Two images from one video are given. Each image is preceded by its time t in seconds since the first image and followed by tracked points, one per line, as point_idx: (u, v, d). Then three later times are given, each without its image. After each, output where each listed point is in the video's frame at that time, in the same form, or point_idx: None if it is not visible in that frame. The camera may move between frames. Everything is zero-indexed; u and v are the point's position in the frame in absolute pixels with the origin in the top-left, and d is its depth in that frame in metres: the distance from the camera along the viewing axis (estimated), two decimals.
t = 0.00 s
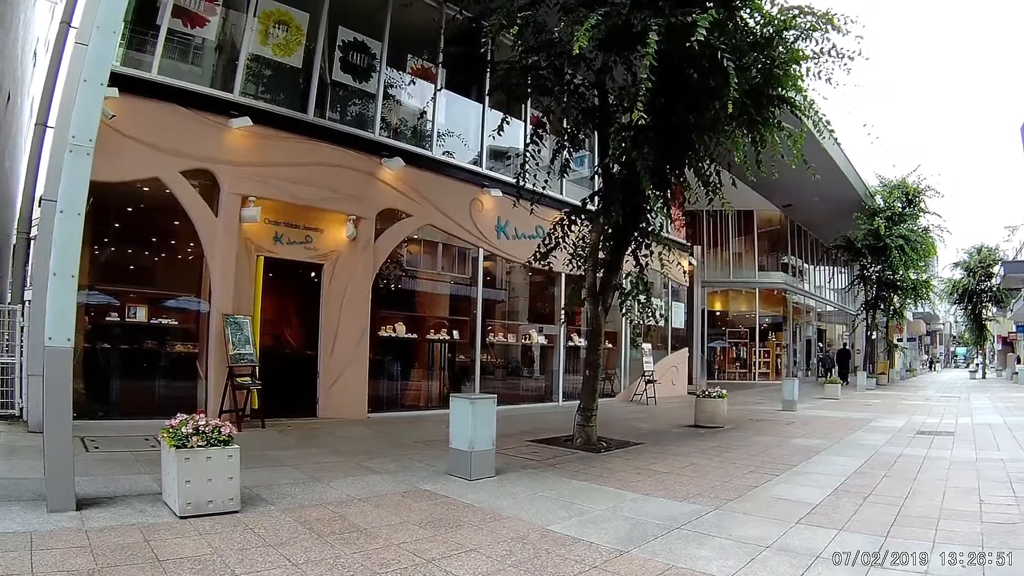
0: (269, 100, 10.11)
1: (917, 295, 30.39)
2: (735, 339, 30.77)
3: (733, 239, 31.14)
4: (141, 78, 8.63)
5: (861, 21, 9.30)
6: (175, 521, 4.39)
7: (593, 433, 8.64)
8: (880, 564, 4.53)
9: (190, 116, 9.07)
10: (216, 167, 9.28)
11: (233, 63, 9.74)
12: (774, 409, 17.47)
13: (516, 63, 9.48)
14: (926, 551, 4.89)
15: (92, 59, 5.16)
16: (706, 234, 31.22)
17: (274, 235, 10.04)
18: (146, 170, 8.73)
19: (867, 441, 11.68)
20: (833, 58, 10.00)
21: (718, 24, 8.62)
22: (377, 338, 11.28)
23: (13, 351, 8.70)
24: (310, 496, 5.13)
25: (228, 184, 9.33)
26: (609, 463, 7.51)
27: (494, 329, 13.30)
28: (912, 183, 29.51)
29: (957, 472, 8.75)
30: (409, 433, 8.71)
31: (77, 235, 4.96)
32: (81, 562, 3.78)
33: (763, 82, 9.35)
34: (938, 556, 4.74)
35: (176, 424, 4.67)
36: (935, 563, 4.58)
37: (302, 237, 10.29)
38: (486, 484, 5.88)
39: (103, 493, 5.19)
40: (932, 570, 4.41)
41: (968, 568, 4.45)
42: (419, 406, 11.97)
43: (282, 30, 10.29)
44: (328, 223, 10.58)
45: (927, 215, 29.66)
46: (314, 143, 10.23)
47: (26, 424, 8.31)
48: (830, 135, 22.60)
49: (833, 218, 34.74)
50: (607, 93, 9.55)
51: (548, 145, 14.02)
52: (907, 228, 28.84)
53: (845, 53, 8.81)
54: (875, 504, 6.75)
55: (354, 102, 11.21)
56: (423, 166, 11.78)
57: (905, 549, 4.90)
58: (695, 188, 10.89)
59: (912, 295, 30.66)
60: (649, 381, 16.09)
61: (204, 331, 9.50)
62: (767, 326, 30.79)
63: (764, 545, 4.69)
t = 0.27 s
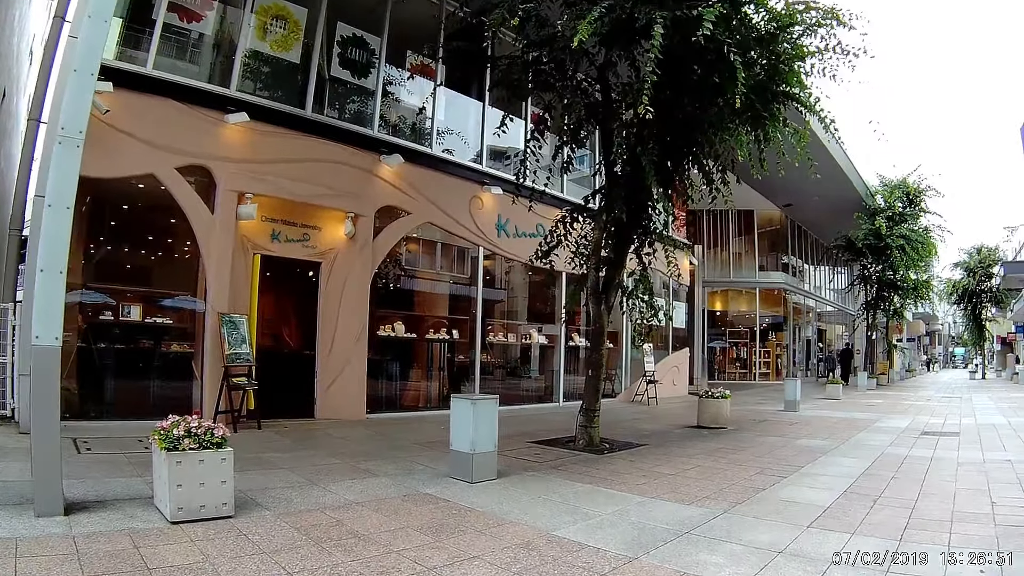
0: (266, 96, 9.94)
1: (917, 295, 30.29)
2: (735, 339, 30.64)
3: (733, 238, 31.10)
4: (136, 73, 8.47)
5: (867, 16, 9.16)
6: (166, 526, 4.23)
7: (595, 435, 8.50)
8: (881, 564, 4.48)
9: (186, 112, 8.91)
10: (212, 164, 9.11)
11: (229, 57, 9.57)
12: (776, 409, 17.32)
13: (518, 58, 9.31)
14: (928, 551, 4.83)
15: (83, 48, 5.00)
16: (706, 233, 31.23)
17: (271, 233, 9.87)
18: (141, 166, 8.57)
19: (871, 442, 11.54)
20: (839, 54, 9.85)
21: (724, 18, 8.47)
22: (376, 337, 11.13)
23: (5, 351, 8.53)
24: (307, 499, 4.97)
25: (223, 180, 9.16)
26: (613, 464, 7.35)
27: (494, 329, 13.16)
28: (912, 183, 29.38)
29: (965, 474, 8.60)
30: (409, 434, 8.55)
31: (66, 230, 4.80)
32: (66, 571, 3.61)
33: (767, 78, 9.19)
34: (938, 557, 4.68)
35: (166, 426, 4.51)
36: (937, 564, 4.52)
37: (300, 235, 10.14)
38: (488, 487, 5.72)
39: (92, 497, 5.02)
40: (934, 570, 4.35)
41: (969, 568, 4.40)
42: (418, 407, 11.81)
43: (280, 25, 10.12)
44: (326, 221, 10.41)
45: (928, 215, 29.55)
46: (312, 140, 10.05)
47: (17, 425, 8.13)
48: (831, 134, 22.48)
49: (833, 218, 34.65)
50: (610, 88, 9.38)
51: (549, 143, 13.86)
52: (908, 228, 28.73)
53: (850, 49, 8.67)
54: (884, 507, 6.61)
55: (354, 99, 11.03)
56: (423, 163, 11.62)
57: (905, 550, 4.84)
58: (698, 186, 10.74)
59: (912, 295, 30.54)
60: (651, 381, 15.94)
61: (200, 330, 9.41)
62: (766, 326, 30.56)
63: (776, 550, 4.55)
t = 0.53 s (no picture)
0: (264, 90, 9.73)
1: (919, 294, 30.14)
2: (736, 339, 30.49)
3: (735, 237, 31.01)
4: (131, 66, 8.30)
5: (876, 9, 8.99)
6: (157, 533, 4.03)
7: (600, 436, 8.31)
8: (879, 564, 4.40)
9: (182, 105, 8.71)
10: (209, 159, 8.91)
11: (226, 51, 9.37)
12: (780, 409, 17.14)
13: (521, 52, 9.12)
14: (927, 551, 4.75)
15: (72, 33, 4.79)
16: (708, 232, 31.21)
17: (269, 229, 9.66)
18: (136, 160, 8.39)
19: (878, 443, 11.36)
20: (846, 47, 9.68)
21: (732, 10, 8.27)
22: (375, 336, 10.92)
23: None
24: (306, 504, 4.77)
25: (219, 176, 8.95)
26: (620, 466, 7.16)
27: (495, 328, 13.00)
28: (913, 182, 29.13)
29: (978, 476, 8.41)
30: (410, 435, 8.35)
31: (53, 222, 4.60)
32: None
33: (775, 73, 8.96)
34: (937, 556, 4.60)
35: (157, 428, 4.32)
36: (937, 564, 4.44)
37: (298, 231, 9.94)
38: (493, 490, 5.53)
39: (82, 501, 4.82)
40: (935, 570, 4.27)
41: (969, 568, 4.32)
42: (418, 408, 11.61)
43: (278, 18, 9.92)
44: (325, 218, 10.20)
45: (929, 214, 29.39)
46: (311, 135, 9.85)
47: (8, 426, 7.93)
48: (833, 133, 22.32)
49: (834, 217, 34.51)
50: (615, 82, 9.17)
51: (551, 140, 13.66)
52: (910, 227, 28.56)
53: (860, 44, 8.45)
54: (899, 511, 6.42)
55: (353, 95, 10.82)
56: (424, 159, 11.43)
57: (904, 550, 4.76)
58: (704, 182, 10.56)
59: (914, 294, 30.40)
60: (653, 381, 15.74)
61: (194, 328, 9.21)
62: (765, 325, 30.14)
63: (794, 556, 4.38)
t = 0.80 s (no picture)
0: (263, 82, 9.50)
1: (922, 293, 29.93)
2: (738, 339, 30.27)
3: (737, 236, 30.83)
4: (126, 55, 8.07)
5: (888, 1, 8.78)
6: (149, 541, 3.80)
7: (608, 437, 8.08)
8: (881, 563, 4.32)
9: (178, 97, 8.48)
10: (206, 152, 8.68)
11: (224, 41, 9.13)
12: (785, 409, 16.93)
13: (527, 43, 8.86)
14: (928, 551, 4.69)
15: (61, 14, 4.55)
16: (710, 231, 31.02)
17: (267, 224, 9.44)
18: (131, 153, 8.18)
19: (889, 444, 11.13)
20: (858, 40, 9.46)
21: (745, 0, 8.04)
22: (377, 334, 10.70)
23: None
24: (306, 509, 4.54)
25: (217, 169, 8.72)
26: (630, 468, 6.94)
27: (498, 326, 12.79)
28: (917, 180, 28.68)
29: (996, 477, 8.20)
30: (412, 436, 8.12)
31: (40, 212, 4.37)
32: None
33: (786, 66, 8.72)
34: (938, 557, 4.54)
35: (149, 429, 4.07)
36: (938, 563, 4.37)
37: (297, 227, 9.72)
38: (501, 493, 5.30)
39: (70, 507, 4.58)
40: (934, 570, 4.21)
41: (970, 568, 4.25)
42: (420, 407, 11.38)
43: (278, 9, 9.69)
44: (325, 213, 9.99)
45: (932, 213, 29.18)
46: (311, 128, 9.62)
47: None
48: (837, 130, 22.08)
49: (836, 216, 34.31)
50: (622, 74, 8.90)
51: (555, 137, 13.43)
52: (913, 226, 28.34)
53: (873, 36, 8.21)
54: (921, 516, 6.18)
55: (353, 90, 10.57)
56: (426, 153, 11.19)
57: (904, 550, 4.69)
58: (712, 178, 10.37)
59: (917, 293, 30.15)
60: (658, 380, 15.52)
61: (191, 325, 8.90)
62: (769, 325, 30.02)
63: (820, 563, 4.17)
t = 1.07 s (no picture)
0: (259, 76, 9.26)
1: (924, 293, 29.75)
2: (740, 339, 30.08)
3: (738, 235, 30.61)
4: (118, 47, 7.84)
5: None
6: (133, 553, 3.58)
7: (613, 438, 7.88)
8: (880, 563, 4.29)
9: (171, 89, 8.25)
10: (201, 146, 8.44)
11: (219, 34, 8.89)
12: (789, 409, 16.72)
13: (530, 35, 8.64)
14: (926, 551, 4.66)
15: None
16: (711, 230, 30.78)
17: (263, 221, 9.22)
18: (122, 147, 7.96)
19: (897, 445, 10.94)
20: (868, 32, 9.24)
21: None
22: (376, 334, 10.48)
23: None
24: (301, 518, 4.32)
25: (212, 164, 8.47)
26: (637, 471, 6.72)
27: (499, 326, 12.58)
28: (918, 179, 28.80)
29: (1011, 480, 8.00)
30: (412, 438, 7.90)
31: (19, 203, 4.15)
32: None
33: (795, 58, 8.44)
34: (938, 557, 4.52)
35: (134, 434, 3.84)
36: (938, 563, 4.34)
37: (294, 224, 9.50)
38: (505, 500, 5.08)
39: (52, 515, 4.36)
40: (934, 569, 4.18)
41: (970, 568, 4.23)
42: (420, 408, 11.17)
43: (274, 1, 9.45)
44: (323, 209, 9.76)
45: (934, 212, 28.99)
46: (308, 122, 9.38)
47: None
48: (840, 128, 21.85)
49: (837, 215, 34.13)
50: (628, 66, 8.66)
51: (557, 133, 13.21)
52: (915, 225, 28.15)
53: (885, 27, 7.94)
54: (939, 522, 5.98)
55: (351, 86, 10.33)
56: (426, 149, 10.96)
57: (903, 550, 4.67)
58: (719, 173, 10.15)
59: (919, 292, 30.01)
60: (661, 381, 15.32)
61: (185, 324, 8.74)
62: (771, 324, 29.83)
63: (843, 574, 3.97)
